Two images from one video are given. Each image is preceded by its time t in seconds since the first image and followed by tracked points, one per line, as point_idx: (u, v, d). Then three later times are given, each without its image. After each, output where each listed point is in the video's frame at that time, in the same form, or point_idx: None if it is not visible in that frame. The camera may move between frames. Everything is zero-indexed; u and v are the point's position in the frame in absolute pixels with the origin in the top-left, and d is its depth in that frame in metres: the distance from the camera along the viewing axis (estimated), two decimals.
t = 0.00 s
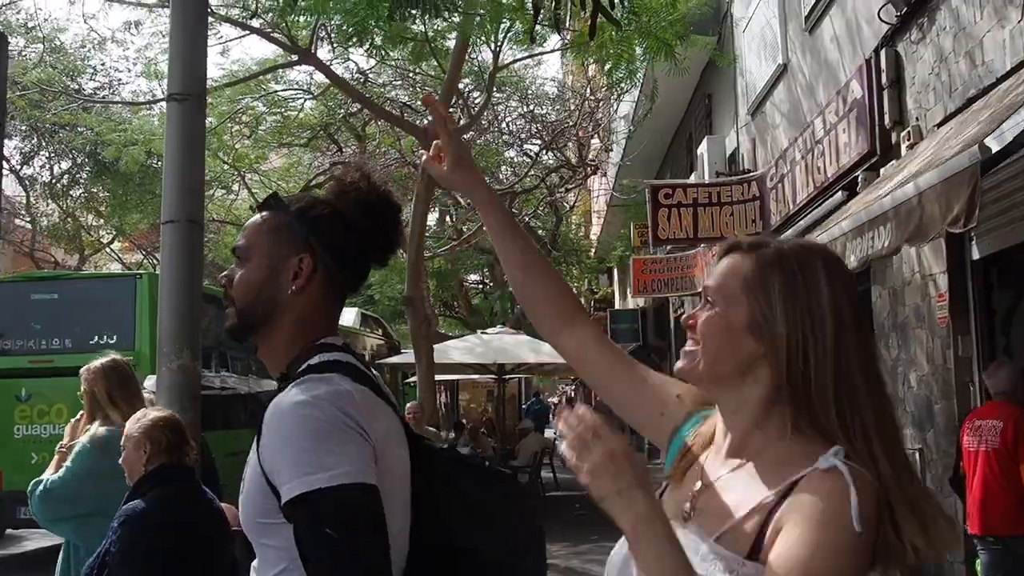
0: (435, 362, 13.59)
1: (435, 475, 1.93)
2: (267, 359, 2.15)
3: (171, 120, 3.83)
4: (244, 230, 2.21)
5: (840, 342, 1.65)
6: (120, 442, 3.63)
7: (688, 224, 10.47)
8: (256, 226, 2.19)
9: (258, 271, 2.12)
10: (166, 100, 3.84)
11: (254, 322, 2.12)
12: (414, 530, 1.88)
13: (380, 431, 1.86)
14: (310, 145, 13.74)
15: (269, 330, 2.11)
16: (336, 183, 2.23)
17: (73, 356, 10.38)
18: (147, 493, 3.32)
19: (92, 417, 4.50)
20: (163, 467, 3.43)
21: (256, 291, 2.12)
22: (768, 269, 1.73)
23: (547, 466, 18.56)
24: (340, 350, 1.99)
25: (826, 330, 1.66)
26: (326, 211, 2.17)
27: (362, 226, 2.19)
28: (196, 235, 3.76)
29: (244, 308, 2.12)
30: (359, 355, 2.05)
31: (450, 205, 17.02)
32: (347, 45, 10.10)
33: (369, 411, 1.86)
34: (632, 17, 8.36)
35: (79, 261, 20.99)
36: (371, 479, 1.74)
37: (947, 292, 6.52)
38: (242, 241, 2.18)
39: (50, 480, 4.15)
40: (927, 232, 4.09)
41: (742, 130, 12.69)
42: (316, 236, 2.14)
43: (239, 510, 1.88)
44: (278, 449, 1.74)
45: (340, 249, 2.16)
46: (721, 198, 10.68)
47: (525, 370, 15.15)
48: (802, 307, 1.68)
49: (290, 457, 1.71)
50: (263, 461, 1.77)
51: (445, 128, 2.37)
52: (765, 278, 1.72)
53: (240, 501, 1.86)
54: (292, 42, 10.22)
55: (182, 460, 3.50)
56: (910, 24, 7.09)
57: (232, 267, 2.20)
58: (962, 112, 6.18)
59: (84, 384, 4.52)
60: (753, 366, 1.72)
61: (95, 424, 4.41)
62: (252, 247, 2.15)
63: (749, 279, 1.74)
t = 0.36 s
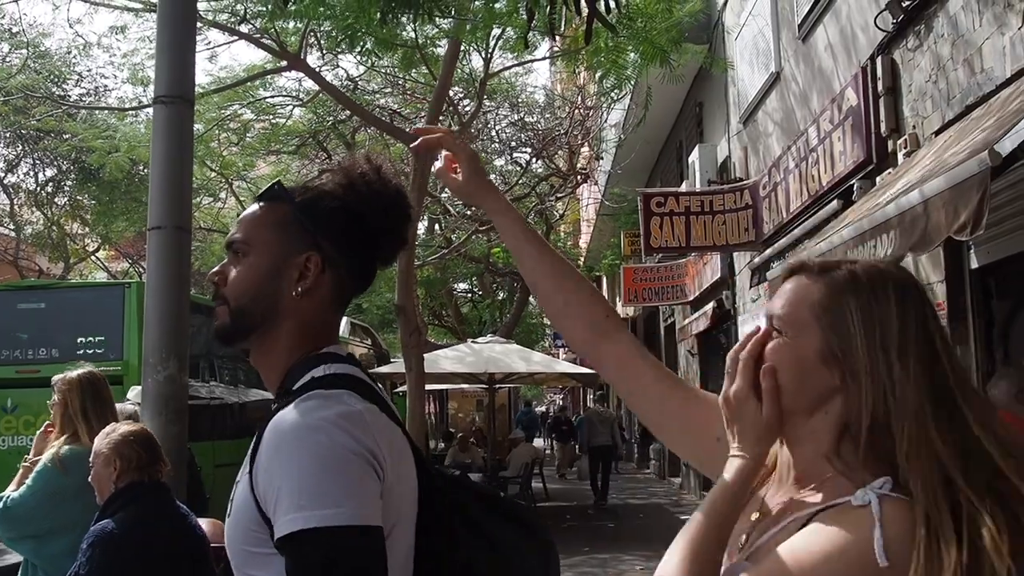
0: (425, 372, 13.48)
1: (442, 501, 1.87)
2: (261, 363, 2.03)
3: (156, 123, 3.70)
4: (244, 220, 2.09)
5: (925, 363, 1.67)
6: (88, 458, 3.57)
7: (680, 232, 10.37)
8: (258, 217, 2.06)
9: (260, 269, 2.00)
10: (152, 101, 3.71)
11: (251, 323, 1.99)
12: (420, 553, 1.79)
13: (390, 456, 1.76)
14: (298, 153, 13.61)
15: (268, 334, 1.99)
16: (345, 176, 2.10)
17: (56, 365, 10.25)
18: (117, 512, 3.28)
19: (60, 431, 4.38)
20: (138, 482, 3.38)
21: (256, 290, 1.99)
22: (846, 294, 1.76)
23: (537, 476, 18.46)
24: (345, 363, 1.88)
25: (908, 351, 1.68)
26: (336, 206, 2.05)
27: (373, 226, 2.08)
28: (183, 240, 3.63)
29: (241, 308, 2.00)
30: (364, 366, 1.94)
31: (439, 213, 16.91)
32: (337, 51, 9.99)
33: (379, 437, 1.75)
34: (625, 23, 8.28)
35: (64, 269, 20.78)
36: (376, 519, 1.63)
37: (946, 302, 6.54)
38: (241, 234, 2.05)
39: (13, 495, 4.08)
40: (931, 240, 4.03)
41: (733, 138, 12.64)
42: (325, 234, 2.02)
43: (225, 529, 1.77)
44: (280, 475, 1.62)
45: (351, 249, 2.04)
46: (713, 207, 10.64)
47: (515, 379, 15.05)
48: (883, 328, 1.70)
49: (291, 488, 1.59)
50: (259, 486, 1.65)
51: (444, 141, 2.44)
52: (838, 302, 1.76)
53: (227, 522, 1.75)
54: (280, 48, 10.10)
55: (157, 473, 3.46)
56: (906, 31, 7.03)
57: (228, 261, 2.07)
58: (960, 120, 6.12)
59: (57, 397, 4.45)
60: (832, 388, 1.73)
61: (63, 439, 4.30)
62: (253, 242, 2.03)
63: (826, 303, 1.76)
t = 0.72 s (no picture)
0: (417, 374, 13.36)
1: (444, 513, 1.76)
2: (251, 367, 1.86)
3: (143, 118, 3.56)
4: (234, 206, 1.90)
5: (972, 401, 1.62)
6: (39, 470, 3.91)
7: (676, 233, 10.22)
8: (253, 205, 1.88)
9: (263, 263, 1.83)
10: (139, 93, 3.58)
11: (252, 321, 1.81)
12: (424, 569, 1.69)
13: (402, 472, 1.63)
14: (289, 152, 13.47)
15: (269, 335, 1.82)
16: (339, 168, 1.98)
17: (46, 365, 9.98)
18: (70, 524, 3.56)
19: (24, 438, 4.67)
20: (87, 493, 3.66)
21: (258, 286, 1.82)
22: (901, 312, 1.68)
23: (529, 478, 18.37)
24: (353, 369, 1.76)
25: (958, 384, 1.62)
26: (336, 199, 1.93)
27: (371, 222, 1.97)
28: (170, 238, 3.51)
29: (239, 305, 1.82)
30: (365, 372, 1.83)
31: (431, 214, 16.79)
32: (330, 48, 9.87)
33: (393, 452, 1.62)
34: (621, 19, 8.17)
35: (52, 269, 20.59)
36: (393, 548, 1.50)
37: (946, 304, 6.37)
38: (234, 222, 1.86)
39: None
40: (940, 240, 3.94)
41: (728, 140, 12.55)
42: (331, 228, 1.89)
43: (211, 548, 1.62)
44: (289, 500, 1.46)
45: (353, 247, 1.93)
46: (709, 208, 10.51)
47: (508, 382, 14.95)
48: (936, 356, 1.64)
49: (303, 514, 1.44)
50: (261, 508, 1.49)
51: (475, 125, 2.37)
52: (893, 321, 1.68)
53: (215, 541, 1.59)
54: (271, 45, 9.97)
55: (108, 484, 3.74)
56: (906, 30, 6.94)
57: (211, 251, 1.87)
58: (962, 120, 6.03)
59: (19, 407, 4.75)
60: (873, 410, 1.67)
61: (23, 444, 4.56)
62: (253, 232, 1.84)
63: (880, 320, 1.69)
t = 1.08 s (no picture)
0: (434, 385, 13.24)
1: (468, 545, 1.62)
2: (254, 386, 1.71)
3: (156, 122, 3.42)
4: (241, 211, 1.74)
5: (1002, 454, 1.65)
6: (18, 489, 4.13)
7: (696, 242, 10.06)
8: (262, 209, 1.73)
9: (277, 273, 1.68)
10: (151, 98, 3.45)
11: (266, 337, 1.65)
12: None
13: (431, 506, 1.49)
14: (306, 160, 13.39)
15: (279, 352, 1.68)
16: (347, 170, 1.85)
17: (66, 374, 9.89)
18: (46, 545, 3.74)
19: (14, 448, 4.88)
20: (65, 510, 3.87)
21: (272, 298, 1.67)
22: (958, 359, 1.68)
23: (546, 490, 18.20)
24: (371, 391, 1.62)
25: (1002, 435, 1.66)
26: (346, 204, 1.79)
27: (377, 224, 1.84)
28: (183, 245, 3.37)
29: (250, 320, 1.66)
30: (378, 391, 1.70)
31: (449, 222, 16.67)
32: (348, 55, 9.78)
33: (421, 486, 1.47)
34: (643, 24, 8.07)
35: (70, 276, 20.62)
36: None
37: (978, 315, 6.16)
38: (243, 229, 1.71)
39: None
40: (979, 250, 3.78)
41: (750, 147, 12.39)
42: (345, 235, 1.76)
43: None
44: (313, 541, 1.31)
45: (365, 257, 1.80)
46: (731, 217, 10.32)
47: (525, 392, 14.81)
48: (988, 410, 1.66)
49: (329, 558, 1.29)
50: (279, 548, 1.34)
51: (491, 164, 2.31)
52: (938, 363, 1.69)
53: None
54: (288, 52, 9.89)
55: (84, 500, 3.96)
56: (936, 34, 6.77)
57: (215, 261, 1.71)
58: (996, 125, 5.84)
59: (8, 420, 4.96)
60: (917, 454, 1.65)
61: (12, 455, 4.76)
62: (266, 239, 1.69)
63: (935, 364, 1.68)
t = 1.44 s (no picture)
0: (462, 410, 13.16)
1: None
2: (281, 418, 1.60)
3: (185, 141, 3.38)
4: (270, 227, 1.64)
5: None
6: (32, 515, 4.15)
7: (728, 269, 9.98)
8: (295, 226, 1.63)
9: (311, 296, 1.57)
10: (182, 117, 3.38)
11: (299, 365, 1.56)
12: None
13: (447, 548, 1.39)
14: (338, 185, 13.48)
15: (309, 382, 1.57)
16: (383, 186, 1.75)
17: (97, 395, 9.91)
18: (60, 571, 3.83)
19: (18, 472, 4.86)
20: (78, 537, 3.94)
21: (304, 323, 1.57)
22: (992, 399, 1.76)
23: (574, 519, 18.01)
24: (396, 424, 1.52)
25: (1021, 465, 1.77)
26: (383, 221, 1.69)
27: (413, 239, 1.74)
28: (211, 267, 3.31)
29: (281, 345, 1.56)
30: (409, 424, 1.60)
31: (478, 247, 16.67)
32: (380, 80, 9.82)
33: (436, 527, 1.38)
34: (675, 49, 8.05)
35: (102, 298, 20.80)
36: None
37: (1019, 345, 5.99)
38: (274, 249, 1.60)
39: None
40: None
41: (783, 174, 12.28)
42: (381, 256, 1.66)
43: None
44: None
45: (400, 279, 1.70)
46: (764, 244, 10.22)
47: (554, 419, 14.68)
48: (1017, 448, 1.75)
49: None
50: None
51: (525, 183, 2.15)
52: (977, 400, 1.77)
53: None
54: (321, 77, 9.96)
55: (96, 527, 4.01)
56: (975, 60, 6.67)
57: (244, 283, 1.61)
58: None
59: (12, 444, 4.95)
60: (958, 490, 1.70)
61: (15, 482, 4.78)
62: (300, 260, 1.59)
63: (972, 404, 1.76)
